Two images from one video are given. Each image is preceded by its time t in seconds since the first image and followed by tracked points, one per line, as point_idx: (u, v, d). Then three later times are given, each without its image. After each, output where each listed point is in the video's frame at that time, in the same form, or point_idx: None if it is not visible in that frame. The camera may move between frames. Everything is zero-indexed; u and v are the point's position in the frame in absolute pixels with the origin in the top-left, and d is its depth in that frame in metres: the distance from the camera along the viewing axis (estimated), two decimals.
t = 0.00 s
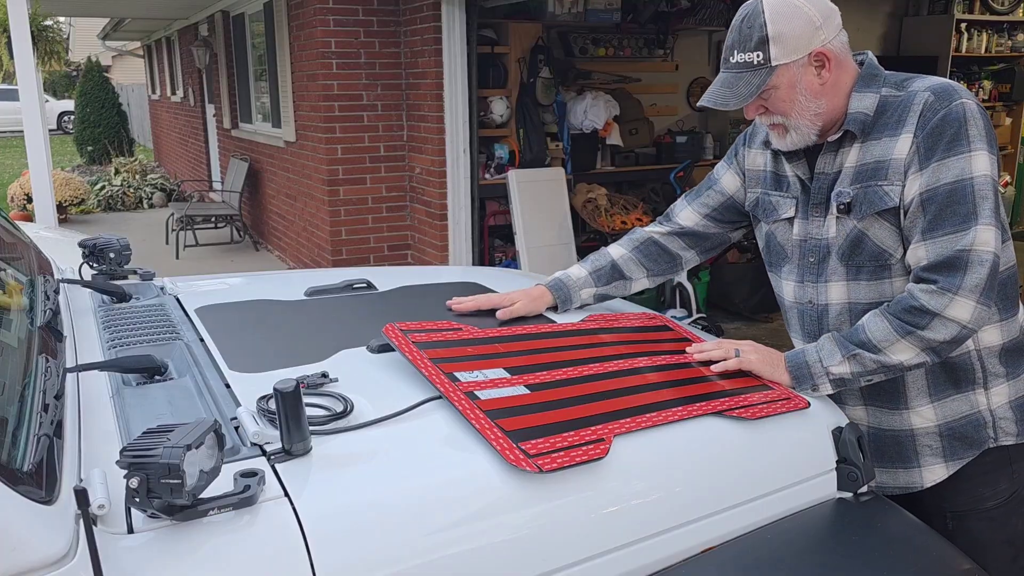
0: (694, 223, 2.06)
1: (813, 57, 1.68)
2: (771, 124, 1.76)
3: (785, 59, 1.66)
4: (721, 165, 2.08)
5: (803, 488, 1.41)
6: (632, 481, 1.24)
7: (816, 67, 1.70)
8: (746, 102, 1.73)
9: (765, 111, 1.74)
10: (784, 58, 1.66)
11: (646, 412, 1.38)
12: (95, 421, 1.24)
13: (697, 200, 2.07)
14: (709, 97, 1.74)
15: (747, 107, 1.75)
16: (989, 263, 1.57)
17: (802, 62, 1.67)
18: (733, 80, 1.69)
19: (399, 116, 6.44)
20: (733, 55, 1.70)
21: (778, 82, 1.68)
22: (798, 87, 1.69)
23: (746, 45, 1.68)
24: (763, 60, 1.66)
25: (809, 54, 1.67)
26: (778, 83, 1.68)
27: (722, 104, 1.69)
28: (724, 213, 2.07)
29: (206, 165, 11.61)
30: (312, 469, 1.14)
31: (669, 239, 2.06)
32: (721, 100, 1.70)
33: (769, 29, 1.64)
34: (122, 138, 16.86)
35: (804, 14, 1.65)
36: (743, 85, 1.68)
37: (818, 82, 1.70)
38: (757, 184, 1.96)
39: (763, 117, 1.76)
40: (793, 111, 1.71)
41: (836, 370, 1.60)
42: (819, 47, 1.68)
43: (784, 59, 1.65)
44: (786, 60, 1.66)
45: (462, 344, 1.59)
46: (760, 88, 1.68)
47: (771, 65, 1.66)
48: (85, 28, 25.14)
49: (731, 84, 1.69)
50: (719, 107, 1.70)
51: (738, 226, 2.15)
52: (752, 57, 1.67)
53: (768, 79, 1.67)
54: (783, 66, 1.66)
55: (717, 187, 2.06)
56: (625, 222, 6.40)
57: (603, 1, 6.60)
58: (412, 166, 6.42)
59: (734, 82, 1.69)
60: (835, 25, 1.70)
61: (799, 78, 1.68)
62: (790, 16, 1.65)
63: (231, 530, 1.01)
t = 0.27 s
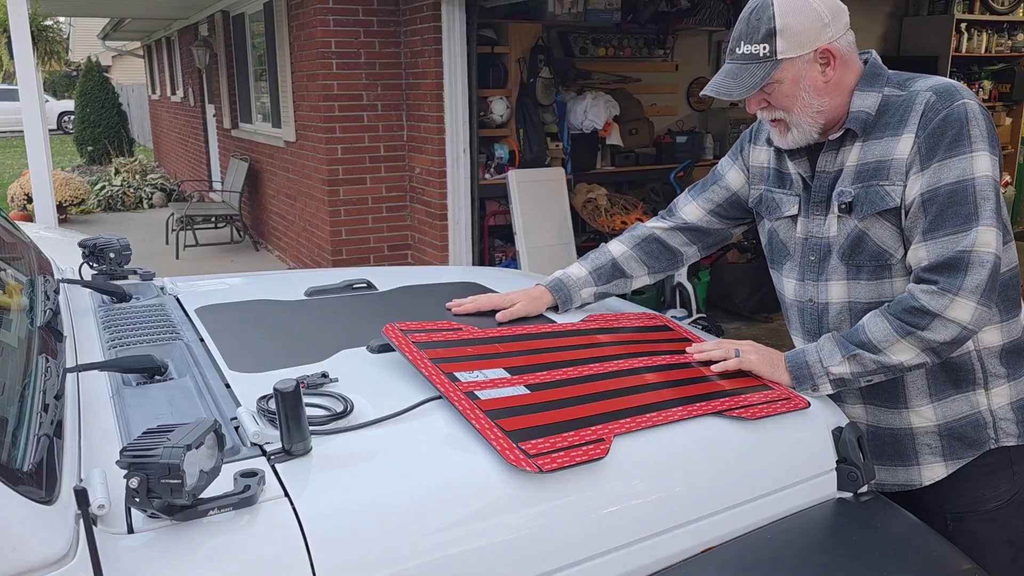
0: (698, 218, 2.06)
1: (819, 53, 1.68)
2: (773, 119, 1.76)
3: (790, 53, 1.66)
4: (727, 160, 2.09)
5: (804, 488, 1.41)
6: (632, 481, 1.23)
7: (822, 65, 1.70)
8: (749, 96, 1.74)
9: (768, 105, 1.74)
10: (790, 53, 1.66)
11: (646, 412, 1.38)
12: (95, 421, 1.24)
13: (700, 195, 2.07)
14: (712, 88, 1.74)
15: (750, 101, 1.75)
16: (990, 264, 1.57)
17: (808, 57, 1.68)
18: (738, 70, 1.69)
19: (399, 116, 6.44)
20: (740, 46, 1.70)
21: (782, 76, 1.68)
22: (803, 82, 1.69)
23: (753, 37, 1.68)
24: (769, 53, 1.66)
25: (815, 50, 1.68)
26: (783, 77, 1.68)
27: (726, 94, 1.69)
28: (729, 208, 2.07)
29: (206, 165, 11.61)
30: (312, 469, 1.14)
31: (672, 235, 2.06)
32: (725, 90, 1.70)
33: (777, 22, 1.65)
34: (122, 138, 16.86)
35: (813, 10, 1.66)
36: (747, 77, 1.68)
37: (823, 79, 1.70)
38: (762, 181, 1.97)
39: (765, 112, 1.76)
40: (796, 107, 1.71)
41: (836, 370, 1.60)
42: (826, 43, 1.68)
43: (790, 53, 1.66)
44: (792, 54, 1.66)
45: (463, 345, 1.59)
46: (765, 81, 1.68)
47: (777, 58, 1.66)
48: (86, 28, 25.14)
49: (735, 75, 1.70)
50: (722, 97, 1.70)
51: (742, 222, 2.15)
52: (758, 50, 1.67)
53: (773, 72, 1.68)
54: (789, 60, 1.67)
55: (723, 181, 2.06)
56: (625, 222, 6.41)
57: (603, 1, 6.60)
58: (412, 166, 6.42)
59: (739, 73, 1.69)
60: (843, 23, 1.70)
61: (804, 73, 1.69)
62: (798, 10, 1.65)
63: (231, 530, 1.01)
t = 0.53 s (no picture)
0: (700, 217, 2.06)
1: (825, 51, 1.68)
2: (776, 116, 1.76)
3: (797, 50, 1.66)
4: (728, 158, 2.09)
5: (804, 488, 1.41)
6: (633, 481, 1.23)
7: (828, 63, 1.70)
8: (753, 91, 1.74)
9: (772, 102, 1.74)
10: (797, 49, 1.66)
11: (646, 412, 1.38)
12: (95, 421, 1.24)
13: (702, 194, 2.07)
14: (717, 82, 1.74)
15: (754, 97, 1.75)
16: (991, 265, 1.57)
17: (814, 55, 1.68)
18: (744, 66, 1.70)
19: (399, 116, 6.44)
20: (747, 41, 1.70)
21: (788, 72, 1.68)
22: (808, 80, 1.69)
23: (761, 32, 1.68)
24: (775, 49, 1.67)
25: (821, 47, 1.68)
26: (788, 74, 1.68)
27: (730, 89, 1.69)
28: (732, 207, 2.07)
29: (206, 165, 11.61)
30: (312, 470, 1.14)
31: (675, 234, 2.06)
32: (730, 84, 1.70)
33: (784, 18, 1.65)
34: (122, 138, 16.86)
35: (822, 7, 1.66)
36: (753, 73, 1.68)
37: (828, 77, 1.70)
38: (764, 178, 1.97)
39: (769, 109, 1.76)
40: (800, 105, 1.71)
41: (836, 370, 1.60)
42: (833, 41, 1.68)
43: (796, 50, 1.66)
44: (799, 51, 1.66)
45: (463, 345, 1.59)
46: (770, 77, 1.68)
47: (783, 54, 1.66)
48: (85, 28, 25.13)
49: (741, 70, 1.70)
50: (727, 92, 1.70)
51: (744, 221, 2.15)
52: (765, 45, 1.67)
53: (778, 68, 1.68)
54: (795, 57, 1.67)
55: (724, 179, 2.06)
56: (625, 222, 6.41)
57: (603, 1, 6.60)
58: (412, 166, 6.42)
59: (744, 68, 1.69)
60: (851, 22, 1.70)
61: (810, 71, 1.69)
62: (806, 7, 1.65)
63: (230, 531, 1.01)
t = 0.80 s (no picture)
0: (712, 216, 2.06)
1: (832, 47, 1.68)
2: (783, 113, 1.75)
3: (805, 46, 1.66)
4: (734, 156, 2.08)
5: (804, 488, 1.41)
6: (633, 481, 1.23)
7: (834, 59, 1.70)
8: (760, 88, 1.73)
9: (778, 98, 1.74)
10: (805, 45, 1.66)
11: (646, 412, 1.38)
12: (95, 421, 1.24)
13: (710, 193, 2.07)
14: (723, 78, 1.73)
15: (760, 93, 1.74)
16: (993, 270, 1.57)
17: (821, 50, 1.68)
18: (751, 61, 1.69)
19: (399, 116, 6.44)
20: (754, 37, 1.69)
21: (796, 69, 1.68)
22: (815, 76, 1.69)
23: (767, 28, 1.67)
24: (783, 45, 1.66)
25: (828, 43, 1.68)
26: (796, 70, 1.68)
27: (738, 85, 1.69)
28: (738, 206, 2.06)
29: (206, 165, 11.61)
30: (311, 470, 1.14)
31: (685, 233, 2.06)
32: (737, 81, 1.69)
33: (792, 14, 1.65)
34: (122, 138, 16.86)
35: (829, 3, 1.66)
36: (761, 68, 1.68)
37: (835, 73, 1.70)
38: (767, 177, 1.96)
39: (776, 106, 1.76)
40: (808, 101, 1.71)
41: (835, 371, 1.60)
42: (839, 37, 1.68)
43: (804, 45, 1.66)
44: (806, 47, 1.66)
45: (463, 345, 1.59)
46: (778, 73, 1.68)
47: (791, 50, 1.66)
48: (85, 28, 25.13)
49: (748, 65, 1.69)
50: (734, 88, 1.69)
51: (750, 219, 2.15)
52: (772, 41, 1.67)
53: (786, 64, 1.67)
54: (803, 52, 1.67)
55: (729, 178, 2.05)
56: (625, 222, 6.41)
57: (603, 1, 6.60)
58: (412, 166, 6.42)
59: (752, 64, 1.69)
60: (856, 18, 1.71)
61: (817, 67, 1.69)
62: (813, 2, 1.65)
63: (231, 530, 1.01)
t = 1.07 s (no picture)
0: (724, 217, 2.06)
1: (841, 44, 1.68)
2: (789, 109, 1.75)
3: (814, 41, 1.66)
4: (739, 156, 2.08)
5: (804, 488, 1.41)
6: (633, 482, 1.23)
7: (843, 56, 1.70)
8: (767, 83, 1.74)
9: (784, 94, 1.74)
10: (814, 41, 1.66)
11: (646, 412, 1.38)
12: (95, 421, 1.24)
13: (721, 193, 2.07)
14: (731, 71, 1.74)
15: (767, 89, 1.75)
16: (996, 274, 1.57)
17: (830, 47, 1.68)
18: (760, 56, 1.69)
19: (399, 116, 6.44)
20: (763, 32, 1.70)
21: (804, 64, 1.68)
22: (823, 72, 1.69)
23: (777, 22, 1.67)
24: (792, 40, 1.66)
25: (837, 40, 1.68)
26: (804, 66, 1.68)
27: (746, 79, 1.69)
28: (744, 206, 2.07)
29: (206, 165, 11.62)
30: (311, 470, 1.14)
31: (695, 234, 2.07)
32: (745, 74, 1.70)
33: (802, 9, 1.65)
34: (122, 138, 16.86)
35: None
36: (769, 63, 1.68)
37: (843, 70, 1.70)
38: (771, 176, 1.96)
39: (782, 102, 1.76)
40: (814, 98, 1.71)
41: (836, 372, 1.61)
42: (849, 34, 1.68)
43: (813, 41, 1.66)
44: (815, 42, 1.66)
45: (463, 345, 1.59)
46: (786, 68, 1.68)
47: (800, 45, 1.66)
48: (85, 28, 25.13)
49: (756, 60, 1.69)
50: (741, 82, 1.70)
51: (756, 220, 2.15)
52: (781, 36, 1.67)
53: (795, 59, 1.67)
54: (812, 48, 1.67)
55: (734, 179, 2.06)
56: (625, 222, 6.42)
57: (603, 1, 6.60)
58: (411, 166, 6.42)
59: (759, 58, 1.69)
60: (867, 16, 1.70)
61: (826, 63, 1.69)
62: None
63: (230, 531, 1.01)
